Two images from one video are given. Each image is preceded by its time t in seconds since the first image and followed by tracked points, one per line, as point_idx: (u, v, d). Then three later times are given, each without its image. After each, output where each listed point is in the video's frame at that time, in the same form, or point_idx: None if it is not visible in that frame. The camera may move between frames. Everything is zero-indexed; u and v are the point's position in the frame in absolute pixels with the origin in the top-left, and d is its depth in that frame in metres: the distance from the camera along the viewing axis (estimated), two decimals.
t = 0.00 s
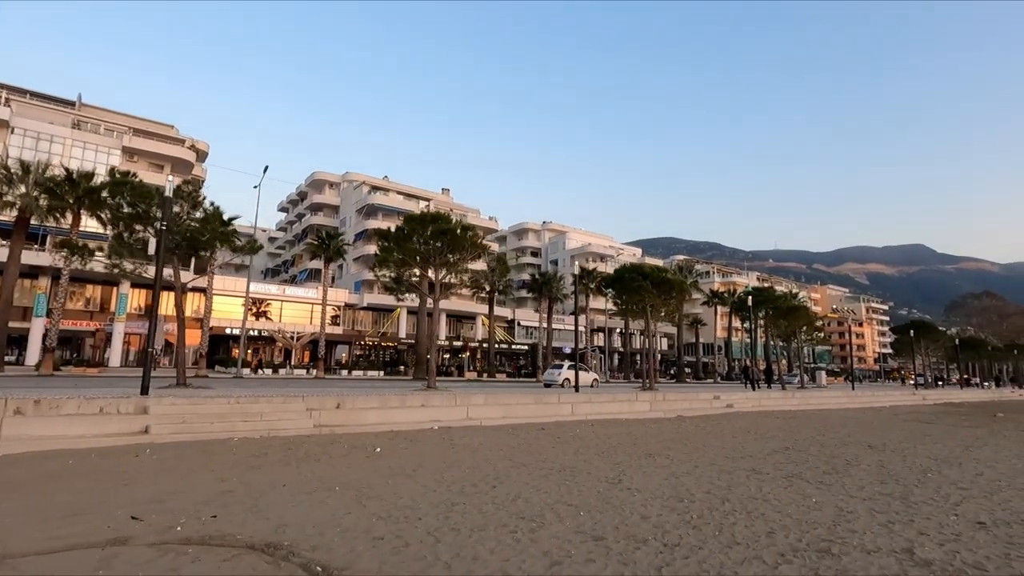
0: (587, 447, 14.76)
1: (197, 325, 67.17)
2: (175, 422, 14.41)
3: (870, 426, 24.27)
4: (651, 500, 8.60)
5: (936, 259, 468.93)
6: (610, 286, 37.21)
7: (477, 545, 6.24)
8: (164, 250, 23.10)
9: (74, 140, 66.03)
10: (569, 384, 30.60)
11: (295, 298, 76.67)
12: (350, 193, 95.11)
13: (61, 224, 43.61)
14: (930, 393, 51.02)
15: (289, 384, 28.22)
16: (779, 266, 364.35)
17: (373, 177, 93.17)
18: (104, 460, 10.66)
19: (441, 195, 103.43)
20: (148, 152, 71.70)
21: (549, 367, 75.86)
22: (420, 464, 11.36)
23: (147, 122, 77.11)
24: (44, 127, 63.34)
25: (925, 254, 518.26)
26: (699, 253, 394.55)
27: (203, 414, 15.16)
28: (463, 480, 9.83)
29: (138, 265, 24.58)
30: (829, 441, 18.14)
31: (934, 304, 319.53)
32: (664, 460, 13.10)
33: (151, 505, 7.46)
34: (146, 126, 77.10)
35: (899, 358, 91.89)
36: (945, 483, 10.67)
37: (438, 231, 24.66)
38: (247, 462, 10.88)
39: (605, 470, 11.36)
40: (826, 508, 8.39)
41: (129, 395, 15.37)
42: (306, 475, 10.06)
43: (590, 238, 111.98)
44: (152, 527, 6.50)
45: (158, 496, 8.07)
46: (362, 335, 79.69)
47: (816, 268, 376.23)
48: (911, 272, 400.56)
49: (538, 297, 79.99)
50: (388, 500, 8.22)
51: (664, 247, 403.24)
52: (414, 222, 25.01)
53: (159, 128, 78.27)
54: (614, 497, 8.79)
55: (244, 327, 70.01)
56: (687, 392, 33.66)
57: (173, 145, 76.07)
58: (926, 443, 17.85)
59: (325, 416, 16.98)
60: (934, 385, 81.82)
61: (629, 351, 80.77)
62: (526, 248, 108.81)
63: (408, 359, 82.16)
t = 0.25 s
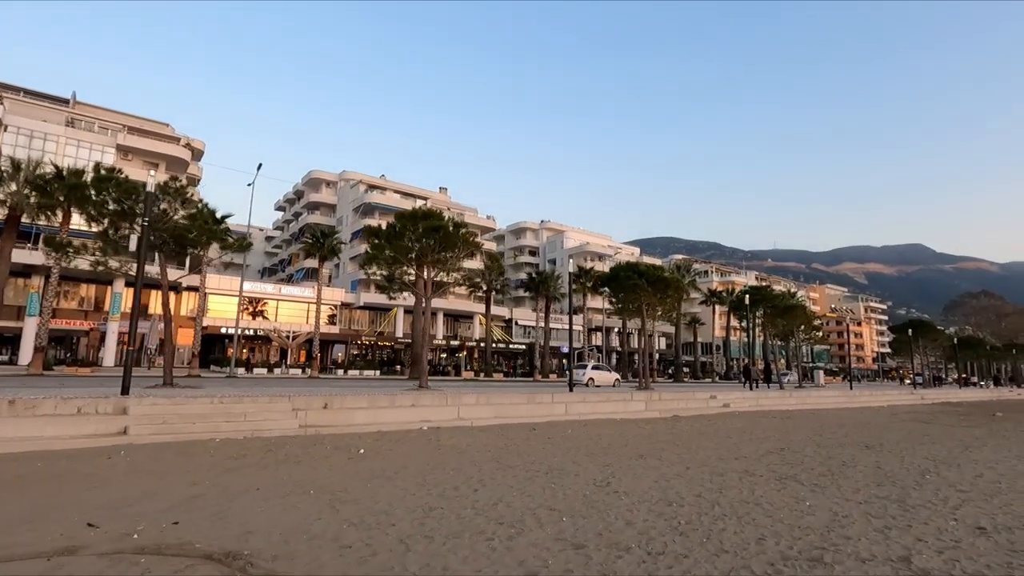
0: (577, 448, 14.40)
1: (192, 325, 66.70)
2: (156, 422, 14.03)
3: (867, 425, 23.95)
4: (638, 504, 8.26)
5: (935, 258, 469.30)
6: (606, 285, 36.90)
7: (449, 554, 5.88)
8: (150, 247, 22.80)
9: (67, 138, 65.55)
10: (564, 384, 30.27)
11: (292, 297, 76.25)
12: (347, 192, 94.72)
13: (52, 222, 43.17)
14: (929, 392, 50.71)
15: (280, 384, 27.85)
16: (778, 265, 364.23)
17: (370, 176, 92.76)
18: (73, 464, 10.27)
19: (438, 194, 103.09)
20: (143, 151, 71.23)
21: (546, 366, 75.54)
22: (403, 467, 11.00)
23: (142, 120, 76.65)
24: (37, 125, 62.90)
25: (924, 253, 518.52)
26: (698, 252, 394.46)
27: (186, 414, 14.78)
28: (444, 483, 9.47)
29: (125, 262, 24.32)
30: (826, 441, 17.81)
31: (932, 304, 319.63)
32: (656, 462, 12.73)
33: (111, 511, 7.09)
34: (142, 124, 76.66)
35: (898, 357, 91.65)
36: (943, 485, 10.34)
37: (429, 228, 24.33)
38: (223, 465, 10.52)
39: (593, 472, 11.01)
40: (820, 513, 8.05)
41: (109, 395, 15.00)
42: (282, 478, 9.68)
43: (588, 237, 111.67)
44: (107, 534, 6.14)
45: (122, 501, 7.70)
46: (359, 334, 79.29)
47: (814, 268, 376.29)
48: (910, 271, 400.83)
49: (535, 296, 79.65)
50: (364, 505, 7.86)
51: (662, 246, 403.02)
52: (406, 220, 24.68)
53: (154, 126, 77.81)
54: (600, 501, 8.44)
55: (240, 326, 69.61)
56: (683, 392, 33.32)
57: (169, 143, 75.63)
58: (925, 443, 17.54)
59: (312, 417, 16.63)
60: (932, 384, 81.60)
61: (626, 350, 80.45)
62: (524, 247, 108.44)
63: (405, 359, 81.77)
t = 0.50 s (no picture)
0: (573, 452, 14.05)
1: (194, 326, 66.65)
2: (144, 425, 13.78)
3: (873, 428, 23.48)
4: (628, 513, 7.91)
5: (942, 259, 465.86)
6: (606, 286, 36.56)
7: (422, 569, 5.53)
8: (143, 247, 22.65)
9: (71, 140, 65.66)
10: (564, 386, 29.91)
11: (294, 299, 76.15)
12: (349, 193, 94.68)
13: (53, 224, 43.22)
14: (936, 394, 50.03)
15: (276, 386, 27.60)
16: (783, 266, 362.54)
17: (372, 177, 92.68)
18: (49, 468, 10.00)
19: (442, 195, 102.91)
20: (145, 152, 71.30)
21: (549, 368, 75.15)
22: (390, 472, 10.66)
23: (145, 122, 76.80)
24: (40, 127, 63.08)
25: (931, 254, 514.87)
26: (703, 254, 393.24)
27: (174, 417, 14.53)
28: (430, 490, 9.13)
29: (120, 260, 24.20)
30: (830, 445, 17.40)
31: (940, 305, 317.14)
32: (652, 467, 12.33)
33: (76, 520, 6.81)
34: (145, 126, 76.80)
35: (904, 359, 90.78)
36: (949, 492, 9.96)
37: (425, 228, 24.06)
38: (205, 470, 10.21)
39: (586, 478, 10.67)
40: (819, 523, 7.69)
41: (97, 398, 14.78)
42: (263, 484, 9.37)
43: (592, 238, 111.25)
44: (64, 547, 5.84)
45: (88, 510, 7.39)
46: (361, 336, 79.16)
47: (820, 269, 374.31)
48: (917, 272, 398.08)
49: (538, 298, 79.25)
50: (340, 514, 7.53)
51: (667, 248, 401.95)
52: (402, 220, 24.42)
53: (157, 128, 77.94)
54: (589, 510, 8.09)
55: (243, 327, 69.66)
56: (686, 393, 32.93)
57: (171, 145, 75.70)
58: (931, 448, 17.08)
59: (304, 420, 16.36)
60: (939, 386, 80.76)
61: (630, 352, 79.90)
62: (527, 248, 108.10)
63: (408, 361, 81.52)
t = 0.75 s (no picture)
0: (578, 456, 13.72)
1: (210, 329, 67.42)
2: (146, 427, 13.73)
3: (893, 433, 22.75)
4: (628, 520, 7.59)
5: (966, 259, 455.29)
6: (617, 288, 36.10)
7: None
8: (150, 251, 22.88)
9: (91, 146, 66.88)
10: (575, 388, 29.53)
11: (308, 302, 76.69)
12: (363, 197, 95.27)
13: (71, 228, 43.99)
14: (961, 398, 48.60)
15: (287, 388, 27.61)
16: (801, 268, 357.21)
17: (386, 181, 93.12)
18: (45, 469, 9.92)
19: (455, 198, 103.11)
20: (163, 158, 72.46)
21: (562, 371, 74.62)
22: (387, 476, 10.43)
23: (163, 128, 78.10)
24: (62, 134, 64.40)
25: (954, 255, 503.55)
26: (719, 256, 389.12)
27: (178, 419, 14.49)
28: (425, 495, 8.88)
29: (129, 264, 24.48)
30: (847, 450, 16.81)
31: (964, 306, 309.61)
32: (659, 472, 11.94)
33: (59, 523, 6.66)
34: (163, 133, 78.09)
35: (928, 362, 88.57)
36: (972, 500, 9.45)
37: (431, 229, 23.93)
38: (200, 472, 10.07)
39: (588, 483, 10.34)
40: (830, 532, 7.29)
41: (102, 399, 14.80)
42: (257, 487, 9.19)
43: (606, 240, 110.53)
44: (40, 550, 5.69)
45: (74, 511, 7.25)
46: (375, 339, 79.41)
47: (840, 270, 367.96)
48: (940, 274, 389.51)
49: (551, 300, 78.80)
50: (328, 518, 7.30)
51: (682, 250, 398.49)
52: (408, 222, 24.31)
53: (175, 134, 79.19)
54: (588, 517, 7.77)
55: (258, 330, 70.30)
56: (699, 397, 32.34)
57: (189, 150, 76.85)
58: (955, 453, 16.41)
59: (308, 422, 16.25)
60: (964, 390, 78.61)
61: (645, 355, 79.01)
62: (540, 250, 107.63)
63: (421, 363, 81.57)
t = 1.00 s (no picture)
0: (599, 465, 13.31)
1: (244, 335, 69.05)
2: (170, 432, 13.90)
3: (937, 441, 21.50)
4: (645, 535, 7.19)
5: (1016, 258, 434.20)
6: (644, 291, 35.40)
7: None
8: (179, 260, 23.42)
9: (131, 160, 69.43)
10: (600, 393, 29.01)
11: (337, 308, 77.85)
12: (391, 203, 96.40)
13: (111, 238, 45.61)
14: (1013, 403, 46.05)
15: (313, 393, 27.89)
16: (838, 269, 346.35)
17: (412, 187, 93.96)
18: (66, 474, 10.05)
19: (481, 202, 103.42)
20: (199, 169, 74.75)
21: (590, 375, 73.78)
22: (401, 484, 10.23)
23: (199, 140, 80.65)
24: (104, 148, 67.07)
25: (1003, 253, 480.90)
26: (751, 257, 380.67)
27: (201, 424, 14.65)
28: (435, 505, 8.62)
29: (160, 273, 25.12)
30: (887, 460, 15.93)
31: (1015, 307, 294.99)
32: (683, 482, 11.45)
33: (67, 530, 6.64)
34: (199, 145, 80.63)
35: (975, 365, 84.50)
36: None
37: (452, 234, 23.87)
38: (216, 478, 10.06)
39: (607, 494, 9.95)
40: (865, 552, 6.76)
41: (129, 405, 15.09)
42: (268, 494, 9.10)
43: (633, 243, 109.18)
44: (43, 559, 5.66)
45: (84, 518, 7.24)
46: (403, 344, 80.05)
47: (880, 271, 355.28)
48: (988, 273, 372.44)
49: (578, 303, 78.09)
50: (333, 528, 7.11)
51: (713, 252, 391.17)
52: (429, 227, 24.29)
53: (210, 146, 81.67)
54: (603, 531, 7.40)
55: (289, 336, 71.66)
56: (730, 402, 31.39)
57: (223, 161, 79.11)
58: (1006, 464, 15.37)
59: (328, 427, 16.25)
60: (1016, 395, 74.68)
61: (674, 359, 77.50)
62: (567, 254, 106.86)
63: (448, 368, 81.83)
